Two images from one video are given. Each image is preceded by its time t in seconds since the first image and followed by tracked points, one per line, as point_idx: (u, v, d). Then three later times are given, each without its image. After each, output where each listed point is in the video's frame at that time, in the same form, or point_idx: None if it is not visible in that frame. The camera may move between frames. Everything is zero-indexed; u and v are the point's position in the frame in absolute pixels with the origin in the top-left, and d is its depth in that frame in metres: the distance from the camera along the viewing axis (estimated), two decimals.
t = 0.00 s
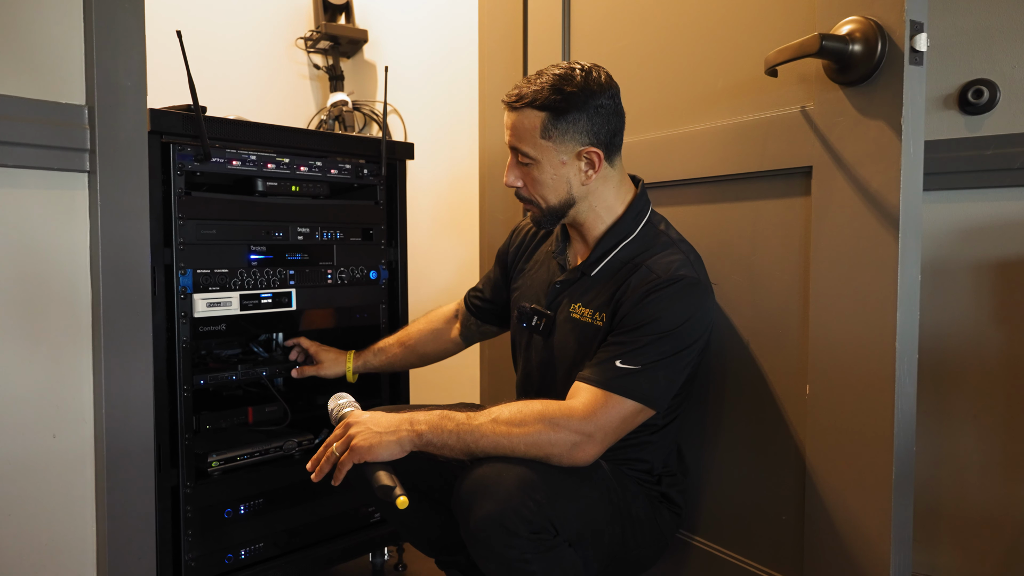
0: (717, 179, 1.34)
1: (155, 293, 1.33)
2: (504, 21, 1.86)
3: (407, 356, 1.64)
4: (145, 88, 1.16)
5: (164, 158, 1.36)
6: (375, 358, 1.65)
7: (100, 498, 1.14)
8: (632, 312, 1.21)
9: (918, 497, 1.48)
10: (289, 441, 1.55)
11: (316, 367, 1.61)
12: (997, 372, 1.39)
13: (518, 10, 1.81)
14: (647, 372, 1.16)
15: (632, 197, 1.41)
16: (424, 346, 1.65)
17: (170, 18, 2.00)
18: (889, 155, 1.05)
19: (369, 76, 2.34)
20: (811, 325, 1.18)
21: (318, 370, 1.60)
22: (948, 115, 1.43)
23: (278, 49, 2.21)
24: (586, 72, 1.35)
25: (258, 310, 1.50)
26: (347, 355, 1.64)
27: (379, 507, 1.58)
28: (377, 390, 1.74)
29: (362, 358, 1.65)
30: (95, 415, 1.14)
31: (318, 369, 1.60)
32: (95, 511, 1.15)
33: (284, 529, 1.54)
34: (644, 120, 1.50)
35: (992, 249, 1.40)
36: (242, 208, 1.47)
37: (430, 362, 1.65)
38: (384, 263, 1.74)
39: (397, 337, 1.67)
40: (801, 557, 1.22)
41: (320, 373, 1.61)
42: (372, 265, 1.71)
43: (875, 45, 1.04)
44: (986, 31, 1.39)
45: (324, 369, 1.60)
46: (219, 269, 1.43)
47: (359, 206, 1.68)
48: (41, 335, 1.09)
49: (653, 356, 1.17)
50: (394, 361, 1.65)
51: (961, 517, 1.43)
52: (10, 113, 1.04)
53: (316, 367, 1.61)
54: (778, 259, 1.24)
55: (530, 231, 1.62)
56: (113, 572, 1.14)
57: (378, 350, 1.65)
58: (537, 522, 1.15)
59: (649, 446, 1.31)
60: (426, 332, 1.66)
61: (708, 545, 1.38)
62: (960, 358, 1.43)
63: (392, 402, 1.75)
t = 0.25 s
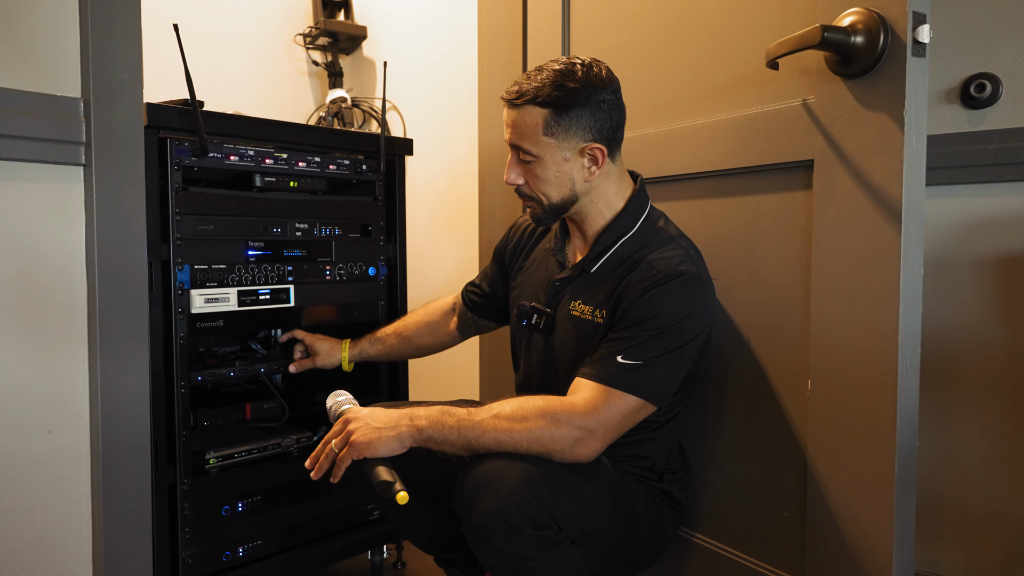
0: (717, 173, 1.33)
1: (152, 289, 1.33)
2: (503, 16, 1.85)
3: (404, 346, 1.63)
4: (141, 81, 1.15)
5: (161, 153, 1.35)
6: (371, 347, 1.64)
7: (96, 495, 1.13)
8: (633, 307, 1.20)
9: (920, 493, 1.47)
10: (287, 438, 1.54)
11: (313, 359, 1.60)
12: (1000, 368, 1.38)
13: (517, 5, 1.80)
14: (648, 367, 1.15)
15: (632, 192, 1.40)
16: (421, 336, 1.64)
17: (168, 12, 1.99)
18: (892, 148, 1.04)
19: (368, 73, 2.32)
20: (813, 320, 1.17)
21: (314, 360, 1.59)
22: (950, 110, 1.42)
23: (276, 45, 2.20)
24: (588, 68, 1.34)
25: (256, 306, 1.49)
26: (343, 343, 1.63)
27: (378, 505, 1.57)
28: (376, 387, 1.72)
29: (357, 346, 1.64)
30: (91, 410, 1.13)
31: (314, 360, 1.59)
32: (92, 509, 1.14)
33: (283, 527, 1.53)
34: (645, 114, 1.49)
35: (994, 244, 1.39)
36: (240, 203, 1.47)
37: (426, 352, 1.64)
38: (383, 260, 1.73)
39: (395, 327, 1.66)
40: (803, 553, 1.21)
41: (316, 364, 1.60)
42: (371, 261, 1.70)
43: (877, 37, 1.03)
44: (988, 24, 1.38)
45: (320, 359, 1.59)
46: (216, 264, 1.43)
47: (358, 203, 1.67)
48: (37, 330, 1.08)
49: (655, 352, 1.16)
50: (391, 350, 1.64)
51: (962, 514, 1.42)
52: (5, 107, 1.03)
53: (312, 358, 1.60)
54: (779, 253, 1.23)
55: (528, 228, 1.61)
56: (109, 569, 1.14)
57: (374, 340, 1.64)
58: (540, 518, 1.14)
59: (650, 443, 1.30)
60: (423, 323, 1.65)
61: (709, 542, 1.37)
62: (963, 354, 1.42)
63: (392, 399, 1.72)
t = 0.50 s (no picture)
0: (718, 167, 1.33)
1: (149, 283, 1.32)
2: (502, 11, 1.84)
3: (401, 341, 1.62)
4: (137, 74, 1.14)
5: (158, 148, 1.34)
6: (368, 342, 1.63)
7: (92, 490, 1.13)
8: (633, 302, 1.20)
9: (922, 489, 1.46)
10: (285, 435, 1.53)
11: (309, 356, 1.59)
12: (1002, 363, 1.37)
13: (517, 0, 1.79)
14: (648, 362, 1.15)
15: (631, 187, 1.40)
16: (418, 331, 1.63)
17: (166, 7, 1.99)
18: (894, 140, 1.03)
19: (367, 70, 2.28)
20: (814, 314, 1.16)
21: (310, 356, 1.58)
22: (952, 104, 1.41)
23: (275, 41, 2.19)
24: (586, 62, 1.33)
25: (255, 302, 1.48)
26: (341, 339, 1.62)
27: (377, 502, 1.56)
28: (375, 383, 1.70)
29: (354, 340, 1.63)
30: (87, 405, 1.13)
31: (310, 356, 1.58)
32: (88, 505, 1.14)
33: (281, 523, 1.52)
34: (645, 108, 1.48)
35: (996, 239, 1.38)
36: (238, 198, 1.46)
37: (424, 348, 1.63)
38: (382, 256, 1.72)
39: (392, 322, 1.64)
40: (804, 549, 1.20)
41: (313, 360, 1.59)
42: (370, 257, 1.70)
43: (879, 28, 1.02)
44: (990, 17, 1.37)
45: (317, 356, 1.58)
46: (214, 259, 1.42)
47: (357, 198, 1.66)
48: (33, 324, 1.08)
49: (654, 346, 1.16)
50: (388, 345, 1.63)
51: (964, 510, 1.41)
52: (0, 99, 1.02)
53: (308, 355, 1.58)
54: (780, 247, 1.23)
55: (526, 223, 1.60)
56: (106, 565, 1.13)
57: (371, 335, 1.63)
58: (540, 513, 1.13)
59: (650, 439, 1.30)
60: (419, 318, 1.64)
61: (709, 539, 1.37)
62: (965, 349, 1.41)
63: (391, 394, 1.71)
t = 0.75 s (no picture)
0: (717, 162, 1.32)
1: (145, 278, 1.31)
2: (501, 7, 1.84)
3: (396, 335, 1.62)
4: (133, 67, 1.13)
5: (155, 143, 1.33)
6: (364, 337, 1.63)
7: (87, 486, 1.12)
8: (632, 300, 1.19)
9: (922, 486, 1.45)
10: (283, 432, 1.52)
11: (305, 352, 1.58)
12: (1003, 359, 1.37)
13: None
14: (648, 359, 1.14)
15: (628, 185, 1.39)
16: (414, 324, 1.62)
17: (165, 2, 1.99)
18: (894, 133, 1.03)
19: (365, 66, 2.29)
20: (814, 309, 1.16)
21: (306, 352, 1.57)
22: (953, 99, 1.40)
23: (274, 38, 2.19)
24: (584, 61, 1.32)
25: (251, 298, 1.47)
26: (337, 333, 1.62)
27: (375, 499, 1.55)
28: (371, 379, 1.70)
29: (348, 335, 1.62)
30: (82, 400, 1.12)
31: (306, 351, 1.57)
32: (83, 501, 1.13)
33: (278, 521, 1.51)
34: (644, 104, 1.47)
35: (997, 234, 1.37)
36: (235, 194, 1.45)
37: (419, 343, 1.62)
38: (380, 252, 1.72)
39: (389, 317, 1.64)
40: (803, 545, 1.19)
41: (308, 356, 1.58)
42: (368, 254, 1.69)
43: (879, 21, 1.02)
44: (992, 11, 1.36)
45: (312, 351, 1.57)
46: (211, 255, 1.41)
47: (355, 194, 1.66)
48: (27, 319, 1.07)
49: (653, 344, 1.15)
50: (384, 340, 1.62)
51: (965, 507, 1.41)
52: None
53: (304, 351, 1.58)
54: (779, 242, 1.22)
55: (521, 223, 1.59)
56: (100, 562, 1.12)
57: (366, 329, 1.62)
58: (540, 509, 1.12)
59: (650, 436, 1.29)
60: (416, 312, 1.63)
61: (709, 536, 1.36)
62: (966, 345, 1.40)
63: (389, 391, 1.70)
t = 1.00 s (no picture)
0: (717, 158, 1.31)
1: (141, 275, 1.30)
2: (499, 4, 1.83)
3: (395, 339, 1.61)
4: (129, 61, 1.13)
5: (151, 139, 1.33)
6: (362, 338, 1.61)
7: (83, 484, 1.11)
8: (629, 297, 1.19)
9: (923, 484, 1.44)
10: (281, 430, 1.52)
11: (303, 352, 1.58)
12: (1004, 356, 1.36)
13: None
14: (646, 353, 1.13)
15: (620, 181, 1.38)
16: (414, 328, 1.62)
17: None
18: (895, 128, 1.02)
19: (365, 64, 2.32)
20: (814, 306, 1.15)
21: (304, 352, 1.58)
22: (954, 94, 1.40)
23: (272, 35, 2.19)
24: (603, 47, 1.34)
25: (249, 295, 1.47)
26: (336, 333, 1.60)
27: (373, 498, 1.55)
28: (370, 378, 1.70)
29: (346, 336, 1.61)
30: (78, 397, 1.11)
31: (304, 351, 1.57)
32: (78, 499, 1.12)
33: (276, 519, 1.51)
34: (642, 100, 1.47)
35: (998, 231, 1.37)
36: (232, 191, 1.44)
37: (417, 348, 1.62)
38: (378, 250, 1.71)
39: (389, 321, 1.62)
40: (804, 543, 1.19)
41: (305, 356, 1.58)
42: (366, 251, 1.68)
43: (880, 14, 1.01)
44: (993, 7, 1.36)
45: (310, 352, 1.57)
46: (208, 252, 1.40)
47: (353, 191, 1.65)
48: (22, 315, 1.06)
49: (651, 339, 1.14)
50: (382, 343, 1.61)
51: (966, 505, 1.40)
52: None
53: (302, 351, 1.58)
54: (779, 239, 1.21)
55: (513, 222, 1.58)
56: (96, 560, 1.11)
57: (365, 332, 1.60)
58: (542, 509, 1.11)
59: (650, 435, 1.29)
60: (418, 317, 1.62)
61: (709, 534, 1.35)
62: (967, 342, 1.40)
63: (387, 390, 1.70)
